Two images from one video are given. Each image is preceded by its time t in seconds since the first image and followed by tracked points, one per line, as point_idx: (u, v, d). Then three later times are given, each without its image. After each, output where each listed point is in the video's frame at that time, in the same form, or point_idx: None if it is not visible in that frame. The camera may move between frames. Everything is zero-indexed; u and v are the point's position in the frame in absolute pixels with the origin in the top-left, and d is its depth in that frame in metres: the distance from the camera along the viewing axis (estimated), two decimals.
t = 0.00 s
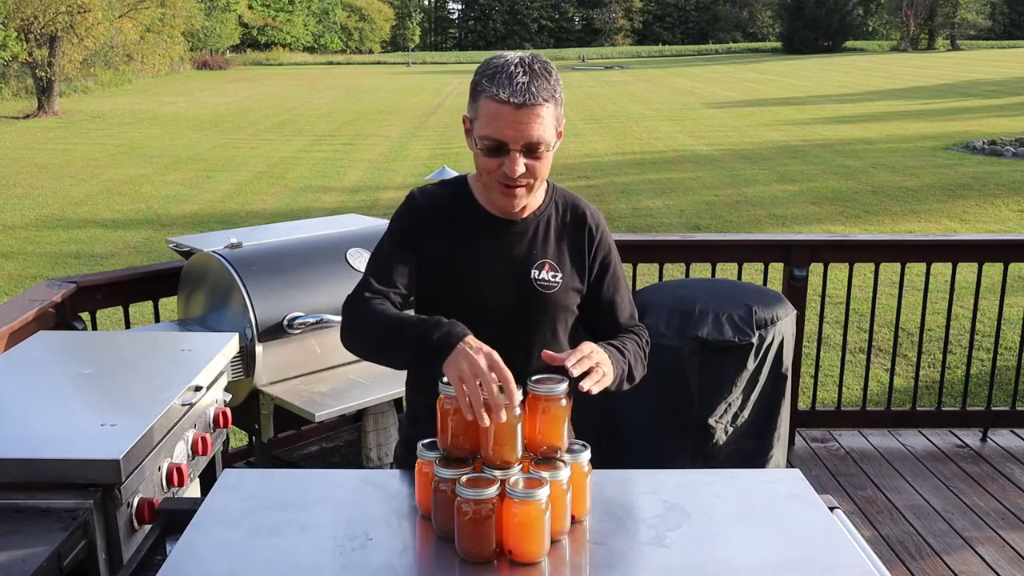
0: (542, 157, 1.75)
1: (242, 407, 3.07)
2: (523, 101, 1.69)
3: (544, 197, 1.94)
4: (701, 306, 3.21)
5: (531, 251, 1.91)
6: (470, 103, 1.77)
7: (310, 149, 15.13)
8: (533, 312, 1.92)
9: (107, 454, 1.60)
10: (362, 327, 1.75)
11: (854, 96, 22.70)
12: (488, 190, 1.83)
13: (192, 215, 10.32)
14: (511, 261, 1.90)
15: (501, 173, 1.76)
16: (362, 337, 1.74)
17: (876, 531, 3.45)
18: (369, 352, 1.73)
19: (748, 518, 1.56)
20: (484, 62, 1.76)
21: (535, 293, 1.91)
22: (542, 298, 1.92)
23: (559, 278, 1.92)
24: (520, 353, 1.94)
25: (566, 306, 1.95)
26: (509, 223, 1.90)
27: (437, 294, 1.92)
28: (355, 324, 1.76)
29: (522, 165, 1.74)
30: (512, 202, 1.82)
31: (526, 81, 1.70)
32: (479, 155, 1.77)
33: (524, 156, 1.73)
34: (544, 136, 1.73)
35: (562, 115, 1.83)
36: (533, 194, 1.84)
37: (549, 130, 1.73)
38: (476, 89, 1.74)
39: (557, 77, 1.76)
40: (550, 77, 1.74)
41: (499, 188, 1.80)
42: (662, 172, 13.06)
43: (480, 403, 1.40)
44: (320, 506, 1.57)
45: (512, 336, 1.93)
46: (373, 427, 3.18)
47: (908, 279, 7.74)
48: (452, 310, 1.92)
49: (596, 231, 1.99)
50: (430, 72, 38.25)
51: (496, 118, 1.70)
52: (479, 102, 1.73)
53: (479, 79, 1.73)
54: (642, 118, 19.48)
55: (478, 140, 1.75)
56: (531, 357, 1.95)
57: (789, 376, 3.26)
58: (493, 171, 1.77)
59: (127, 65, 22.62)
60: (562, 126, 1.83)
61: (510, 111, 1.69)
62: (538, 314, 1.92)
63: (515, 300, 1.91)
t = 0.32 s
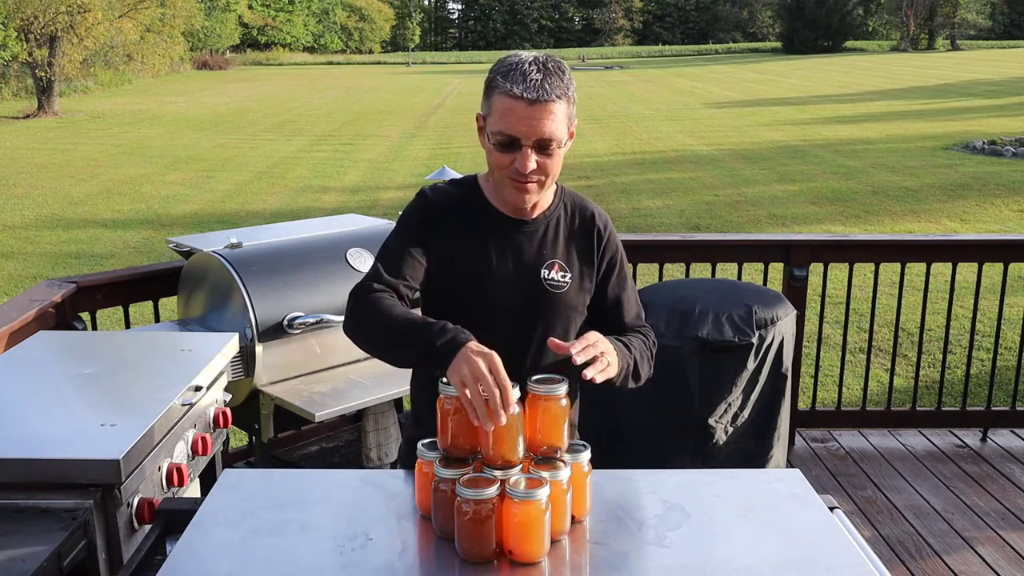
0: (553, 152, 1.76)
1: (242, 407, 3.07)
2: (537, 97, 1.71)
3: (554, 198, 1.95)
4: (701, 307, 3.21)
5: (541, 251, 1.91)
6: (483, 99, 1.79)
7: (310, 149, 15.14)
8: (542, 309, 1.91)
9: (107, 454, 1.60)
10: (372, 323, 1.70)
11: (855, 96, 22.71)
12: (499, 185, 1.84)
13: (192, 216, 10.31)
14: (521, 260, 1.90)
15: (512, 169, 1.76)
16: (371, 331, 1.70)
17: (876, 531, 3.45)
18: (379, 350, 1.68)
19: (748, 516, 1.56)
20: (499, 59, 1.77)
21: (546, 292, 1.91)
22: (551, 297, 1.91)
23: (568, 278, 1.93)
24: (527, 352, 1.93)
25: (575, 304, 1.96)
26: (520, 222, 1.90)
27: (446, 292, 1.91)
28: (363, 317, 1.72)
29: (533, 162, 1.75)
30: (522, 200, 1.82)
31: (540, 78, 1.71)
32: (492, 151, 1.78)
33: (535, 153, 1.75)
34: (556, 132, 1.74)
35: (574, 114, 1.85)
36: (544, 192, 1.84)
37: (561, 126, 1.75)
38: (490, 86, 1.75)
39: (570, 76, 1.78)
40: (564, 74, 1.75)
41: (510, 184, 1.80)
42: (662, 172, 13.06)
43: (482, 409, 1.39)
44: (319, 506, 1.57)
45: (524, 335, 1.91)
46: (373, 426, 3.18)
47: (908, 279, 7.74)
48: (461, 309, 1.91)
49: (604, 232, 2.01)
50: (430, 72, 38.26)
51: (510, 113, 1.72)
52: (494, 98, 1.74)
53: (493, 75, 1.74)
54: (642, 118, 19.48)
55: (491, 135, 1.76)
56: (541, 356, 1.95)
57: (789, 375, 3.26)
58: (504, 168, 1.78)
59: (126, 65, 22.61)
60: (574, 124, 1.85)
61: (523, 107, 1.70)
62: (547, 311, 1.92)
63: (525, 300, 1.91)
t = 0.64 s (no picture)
0: (556, 139, 1.78)
1: (242, 407, 3.07)
2: (541, 82, 1.74)
3: (557, 192, 1.93)
4: (701, 306, 3.21)
5: (543, 246, 1.91)
6: (489, 90, 1.82)
7: (309, 149, 15.14)
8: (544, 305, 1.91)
9: (108, 454, 1.60)
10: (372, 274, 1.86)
11: (855, 96, 22.72)
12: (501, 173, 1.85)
13: (192, 215, 10.31)
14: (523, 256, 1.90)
15: (516, 154, 1.77)
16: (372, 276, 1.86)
17: (876, 531, 3.45)
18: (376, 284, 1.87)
19: (750, 516, 1.56)
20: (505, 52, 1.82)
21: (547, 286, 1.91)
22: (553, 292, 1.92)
23: (571, 272, 1.93)
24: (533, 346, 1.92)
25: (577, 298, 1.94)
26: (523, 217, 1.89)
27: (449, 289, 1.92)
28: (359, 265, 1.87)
29: (536, 147, 1.76)
30: (526, 189, 1.82)
31: (543, 64, 1.75)
32: (496, 138, 1.80)
33: (538, 137, 1.76)
34: (558, 117, 1.76)
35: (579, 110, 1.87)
36: (548, 182, 1.84)
37: (562, 113, 1.77)
38: (496, 75, 1.80)
39: (574, 69, 1.81)
40: (567, 65, 1.79)
41: (513, 171, 1.81)
42: (662, 172, 13.06)
43: (480, 274, 1.56)
44: (319, 506, 1.57)
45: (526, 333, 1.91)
46: (373, 427, 3.19)
47: (908, 279, 7.74)
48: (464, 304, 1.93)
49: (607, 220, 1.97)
50: (429, 73, 38.28)
51: (514, 99, 1.75)
52: (499, 85, 1.77)
53: (499, 65, 1.79)
54: (641, 118, 19.49)
55: (495, 123, 1.79)
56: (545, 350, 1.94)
57: (789, 375, 3.26)
58: (507, 154, 1.78)
59: (126, 65, 22.60)
60: (577, 119, 1.87)
61: (527, 91, 1.74)
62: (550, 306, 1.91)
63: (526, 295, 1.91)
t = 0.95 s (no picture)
0: (552, 132, 1.77)
1: (242, 407, 3.07)
2: (532, 76, 1.75)
3: (556, 194, 1.94)
4: (701, 307, 3.21)
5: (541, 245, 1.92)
6: (484, 91, 1.84)
7: (310, 149, 15.15)
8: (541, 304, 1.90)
9: (107, 454, 1.60)
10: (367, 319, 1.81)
11: (855, 96, 22.73)
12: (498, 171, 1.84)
13: (192, 215, 10.31)
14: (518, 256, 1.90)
15: (512, 148, 1.77)
16: (370, 328, 1.81)
17: (876, 531, 3.45)
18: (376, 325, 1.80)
19: (750, 517, 1.56)
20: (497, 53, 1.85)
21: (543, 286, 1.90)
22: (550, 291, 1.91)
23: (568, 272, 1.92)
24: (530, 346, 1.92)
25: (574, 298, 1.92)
26: (521, 217, 1.90)
27: (449, 295, 1.93)
28: (361, 311, 1.83)
29: (532, 139, 1.76)
30: (524, 184, 1.81)
31: (536, 59, 1.77)
32: (491, 135, 1.80)
33: (533, 130, 1.76)
34: (553, 110, 1.77)
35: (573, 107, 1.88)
36: (545, 178, 1.84)
37: (556, 106, 1.77)
38: (490, 73, 1.81)
39: (566, 67, 1.83)
40: (559, 61, 1.81)
41: (510, 167, 1.80)
42: (662, 172, 13.07)
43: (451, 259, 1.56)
44: (318, 505, 1.58)
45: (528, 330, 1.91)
46: (373, 427, 3.19)
47: (908, 279, 7.75)
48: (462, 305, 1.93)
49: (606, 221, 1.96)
50: (430, 72, 38.33)
51: (507, 94, 1.76)
52: (493, 82, 1.79)
53: (492, 62, 1.80)
54: (641, 118, 19.50)
55: (489, 119, 1.80)
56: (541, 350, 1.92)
57: (789, 375, 3.26)
58: (504, 149, 1.78)
59: (126, 65, 22.60)
60: (573, 117, 1.87)
61: (519, 86, 1.75)
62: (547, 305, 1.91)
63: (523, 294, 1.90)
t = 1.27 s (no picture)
0: (535, 131, 1.78)
1: (242, 408, 3.07)
2: (512, 77, 1.77)
3: (551, 194, 1.94)
4: (701, 306, 3.21)
5: (536, 247, 1.90)
6: (468, 95, 1.86)
7: (310, 149, 15.15)
8: (538, 306, 1.90)
9: (108, 455, 1.60)
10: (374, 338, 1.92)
11: (855, 96, 22.75)
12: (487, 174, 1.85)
13: (192, 216, 10.31)
14: (515, 259, 1.90)
15: (496, 151, 1.78)
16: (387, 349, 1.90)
17: (876, 531, 3.45)
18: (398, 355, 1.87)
19: (751, 517, 1.56)
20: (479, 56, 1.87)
21: (541, 287, 1.90)
22: (548, 293, 1.90)
23: (565, 272, 1.89)
24: (529, 350, 1.92)
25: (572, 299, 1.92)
26: (516, 219, 1.91)
27: (449, 300, 1.94)
28: (379, 333, 1.91)
29: (515, 141, 1.77)
30: (511, 186, 1.82)
31: (515, 59, 1.78)
32: (476, 138, 1.82)
33: (516, 131, 1.77)
34: (535, 110, 1.78)
35: (559, 105, 1.88)
36: (534, 178, 1.84)
37: (539, 107, 1.78)
38: (472, 77, 1.83)
39: (549, 64, 1.84)
40: (540, 60, 1.82)
41: (495, 169, 1.81)
42: (662, 172, 13.07)
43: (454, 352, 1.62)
44: (318, 506, 1.58)
45: (526, 334, 1.91)
46: (373, 427, 3.19)
47: (908, 279, 7.75)
48: (460, 309, 1.93)
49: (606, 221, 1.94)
50: (429, 72, 38.34)
51: (488, 96, 1.77)
52: (475, 85, 1.81)
53: (474, 65, 1.82)
54: (641, 118, 19.51)
55: (473, 122, 1.81)
56: (540, 353, 1.92)
57: (789, 375, 3.26)
58: (488, 152, 1.80)
59: (126, 65, 22.60)
60: (560, 114, 1.88)
61: (498, 88, 1.77)
62: (544, 306, 1.90)
63: (521, 297, 1.90)
